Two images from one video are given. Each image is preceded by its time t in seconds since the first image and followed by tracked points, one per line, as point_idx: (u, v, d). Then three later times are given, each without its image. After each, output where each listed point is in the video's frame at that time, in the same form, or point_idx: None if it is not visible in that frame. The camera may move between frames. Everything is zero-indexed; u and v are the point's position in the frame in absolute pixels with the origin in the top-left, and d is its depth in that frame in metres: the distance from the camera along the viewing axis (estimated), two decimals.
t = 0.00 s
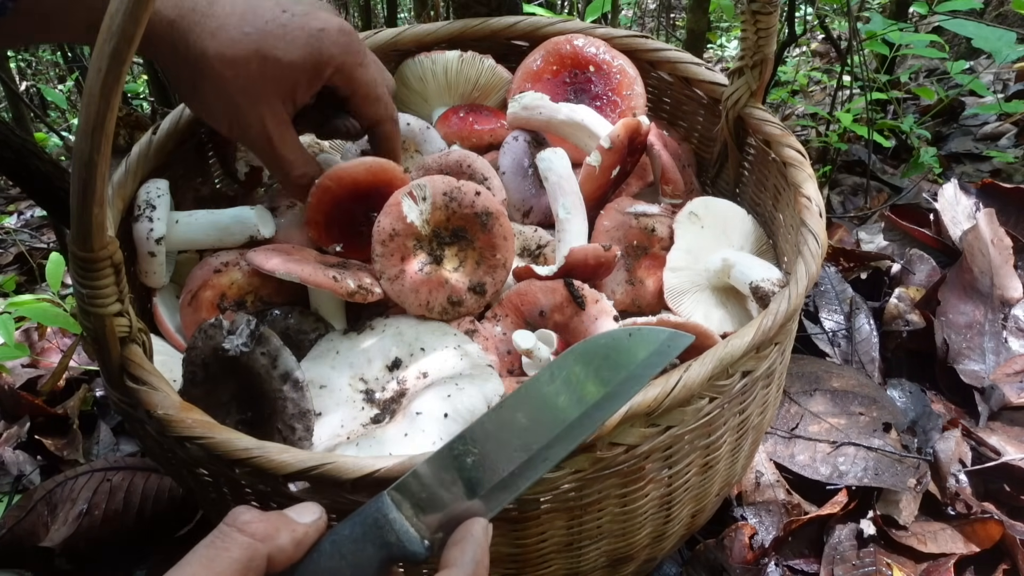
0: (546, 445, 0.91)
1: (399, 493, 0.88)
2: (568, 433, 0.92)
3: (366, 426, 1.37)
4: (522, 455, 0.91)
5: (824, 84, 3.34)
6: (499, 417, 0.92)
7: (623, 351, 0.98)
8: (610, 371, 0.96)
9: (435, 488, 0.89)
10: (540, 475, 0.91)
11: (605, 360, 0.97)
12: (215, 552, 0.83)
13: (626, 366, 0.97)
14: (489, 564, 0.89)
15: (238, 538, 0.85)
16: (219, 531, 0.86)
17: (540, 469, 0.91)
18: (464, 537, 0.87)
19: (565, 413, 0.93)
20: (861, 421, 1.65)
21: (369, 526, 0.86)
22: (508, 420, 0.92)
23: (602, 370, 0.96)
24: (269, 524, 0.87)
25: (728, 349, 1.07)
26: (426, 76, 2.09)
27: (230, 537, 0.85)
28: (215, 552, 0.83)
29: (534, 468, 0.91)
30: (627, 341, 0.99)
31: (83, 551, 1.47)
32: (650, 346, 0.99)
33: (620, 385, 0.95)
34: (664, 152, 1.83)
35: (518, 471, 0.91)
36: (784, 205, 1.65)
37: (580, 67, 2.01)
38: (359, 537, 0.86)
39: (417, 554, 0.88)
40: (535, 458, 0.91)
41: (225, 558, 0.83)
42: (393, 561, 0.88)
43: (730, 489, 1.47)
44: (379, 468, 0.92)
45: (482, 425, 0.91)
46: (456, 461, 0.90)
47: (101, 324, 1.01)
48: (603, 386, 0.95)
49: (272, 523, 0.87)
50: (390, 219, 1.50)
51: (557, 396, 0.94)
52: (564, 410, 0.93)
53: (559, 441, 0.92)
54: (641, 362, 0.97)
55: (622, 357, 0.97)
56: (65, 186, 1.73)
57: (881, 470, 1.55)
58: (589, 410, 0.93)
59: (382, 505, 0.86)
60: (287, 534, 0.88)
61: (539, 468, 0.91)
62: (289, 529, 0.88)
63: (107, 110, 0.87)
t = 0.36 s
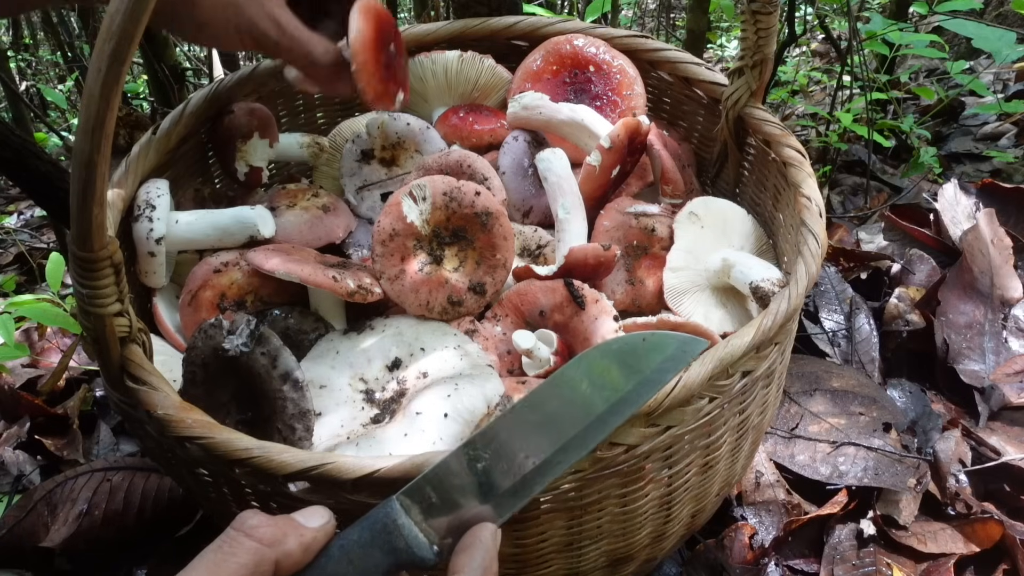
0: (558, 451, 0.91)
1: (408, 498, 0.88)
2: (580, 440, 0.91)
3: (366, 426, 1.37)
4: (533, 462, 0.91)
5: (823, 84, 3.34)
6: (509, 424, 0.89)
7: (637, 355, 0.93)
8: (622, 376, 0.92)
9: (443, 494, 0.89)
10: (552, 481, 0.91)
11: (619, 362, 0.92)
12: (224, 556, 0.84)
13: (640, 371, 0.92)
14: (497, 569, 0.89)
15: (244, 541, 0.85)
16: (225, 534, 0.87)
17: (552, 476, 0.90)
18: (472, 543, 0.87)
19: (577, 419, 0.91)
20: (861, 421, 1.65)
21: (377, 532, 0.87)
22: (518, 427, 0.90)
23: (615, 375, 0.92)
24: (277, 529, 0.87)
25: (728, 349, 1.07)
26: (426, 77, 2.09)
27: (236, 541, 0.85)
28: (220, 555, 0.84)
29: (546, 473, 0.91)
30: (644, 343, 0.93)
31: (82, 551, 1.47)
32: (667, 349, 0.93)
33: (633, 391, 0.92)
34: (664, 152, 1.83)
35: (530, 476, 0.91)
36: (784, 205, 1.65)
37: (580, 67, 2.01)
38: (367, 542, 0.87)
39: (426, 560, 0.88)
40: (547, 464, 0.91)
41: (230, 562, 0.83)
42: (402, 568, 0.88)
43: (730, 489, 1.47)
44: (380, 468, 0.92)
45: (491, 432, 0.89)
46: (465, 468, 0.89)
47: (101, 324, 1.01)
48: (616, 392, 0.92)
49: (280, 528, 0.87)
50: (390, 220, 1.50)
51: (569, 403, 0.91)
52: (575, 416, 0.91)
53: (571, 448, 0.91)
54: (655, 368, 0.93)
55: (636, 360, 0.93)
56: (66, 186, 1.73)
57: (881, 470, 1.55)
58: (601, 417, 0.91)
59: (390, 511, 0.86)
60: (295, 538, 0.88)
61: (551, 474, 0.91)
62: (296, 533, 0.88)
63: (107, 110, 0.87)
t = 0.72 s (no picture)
0: (549, 446, 0.92)
1: (399, 495, 0.88)
2: (572, 436, 0.92)
3: (366, 426, 1.37)
4: (525, 458, 0.92)
5: (823, 84, 3.34)
6: (503, 419, 0.92)
7: (627, 351, 0.97)
8: (613, 372, 0.96)
9: (437, 491, 0.90)
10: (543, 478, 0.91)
11: (611, 360, 0.97)
12: (214, 555, 0.83)
13: (630, 369, 0.96)
14: (490, 566, 0.89)
15: (235, 539, 0.85)
16: (216, 532, 0.87)
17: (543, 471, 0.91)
18: (465, 541, 0.87)
19: (570, 415, 0.93)
20: (861, 421, 1.65)
21: (370, 529, 0.87)
22: (512, 422, 0.92)
23: (606, 372, 0.96)
24: (269, 527, 0.87)
25: (728, 350, 1.07)
26: (426, 76, 2.09)
27: (227, 539, 0.85)
28: (217, 554, 0.84)
29: (538, 470, 0.91)
30: (634, 343, 0.98)
31: (82, 551, 1.47)
32: (654, 349, 0.98)
33: (624, 387, 0.95)
34: (664, 152, 1.83)
35: (522, 473, 0.91)
36: (784, 205, 1.65)
37: (580, 67, 2.01)
38: (359, 539, 0.87)
39: (417, 557, 0.89)
40: (539, 460, 0.91)
41: (223, 562, 0.83)
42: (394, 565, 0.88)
43: (730, 489, 1.47)
44: (380, 468, 0.92)
45: (485, 427, 0.91)
46: (458, 464, 0.90)
47: (101, 324, 1.01)
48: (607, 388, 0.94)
49: (271, 527, 0.87)
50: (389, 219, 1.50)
51: (561, 397, 0.94)
52: (568, 411, 0.93)
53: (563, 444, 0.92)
54: (645, 365, 0.96)
55: (626, 358, 0.97)
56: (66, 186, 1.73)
57: (881, 470, 1.55)
58: (593, 412, 0.93)
59: (383, 509, 0.87)
60: (287, 538, 0.88)
61: (542, 470, 0.91)
62: (288, 532, 0.88)
63: (107, 109, 0.87)
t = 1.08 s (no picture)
0: (545, 443, 0.91)
1: (399, 492, 0.88)
2: (568, 433, 0.91)
3: (366, 426, 1.37)
4: (522, 455, 0.91)
5: (823, 84, 3.34)
6: (499, 418, 0.91)
7: (626, 347, 0.96)
8: (612, 368, 0.95)
9: (436, 488, 0.90)
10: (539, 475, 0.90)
11: (608, 355, 0.96)
12: (214, 551, 0.84)
13: (629, 364, 0.95)
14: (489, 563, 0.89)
15: (238, 539, 0.86)
16: (215, 530, 0.87)
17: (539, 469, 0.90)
18: (464, 537, 0.88)
19: (566, 411, 0.92)
20: (861, 421, 1.65)
21: (369, 526, 0.87)
22: (508, 420, 0.91)
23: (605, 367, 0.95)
24: (269, 524, 0.87)
25: (728, 349, 1.07)
26: (426, 76, 2.09)
27: (229, 538, 0.86)
28: (219, 553, 0.84)
29: (535, 467, 0.90)
30: (632, 338, 0.97)
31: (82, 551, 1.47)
32: (652, 345, 0.97)
33: (623, 382, 0.94)
34: (664, 152, 1.83)
35: (519, 470, 0.91)
36: (784, 205, 1.65)
37: (580, 67, 2.01)
38: (359, 536, 0.88)
39: (417, 554, 0.89)
40: (535, 457, 0.91)
41: (222, 558, 0.84)
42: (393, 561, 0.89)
43: (730, 489, 1.47)
44: (380, 468, 0.92)
45: (482, 425, 0.91)
46: (456, 461, 0.90)
47: (101, 324, 1.01)
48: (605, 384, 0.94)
49: (271, 523, 0.87)
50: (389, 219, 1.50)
51: (558, 394, 0.93)
52: (564, 408, 0.92)
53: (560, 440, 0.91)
54: (643, 360, 0.96)
55: (624, 354, 0.96)
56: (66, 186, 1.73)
57: (881, 470, 1.55)
58: (591, 408, 0.92)
59: (382, 505, 0.87)
60: (287, 534, 0.88)
61: (539, 467, 0.90)
62: (288, 529, 0.88)
63: (107, 110, 0.87)
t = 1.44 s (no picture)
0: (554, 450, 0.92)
1: (405, 496, 0.88)
2: (577, 439, 0.92)
3: (366, 426, 1.38)
4: (530, 461, 0.92)
5: (823, 84, 3.34)
6: (508, 424, 0.91)
7: (635, 355, 0.96)
8: (620, 375, 0.95)
9: (442, 492, 0.90)
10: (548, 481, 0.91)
11: (617, 361, 0.95)
12: (223, 554, 0.84)
13: (637, 372, 0.95)
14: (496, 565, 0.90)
15: (243, 541, 0.86)
16: (224, 532, 0.87)
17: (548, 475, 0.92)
18: (471, 542, 0.88)
19: (575, 418, 0.93)
20: (861, 421, 1.65)
21: (376, 530, 0.88)
22: (516, 426, 0.91)
23: (613, 374, 0.95)
24: (276, 527, 0.87)
25: (728, 349, 1.07)
26: (426, 76, 2.09)
27: (236, 540, 0.86)
28: (223, 555, 0.84)
29: (542, 472, 0.92)
30: (640, 345, 0.97)
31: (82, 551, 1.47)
32: (661, 352, 0.96)
33: (629, 390, 0.94)
34: (664, 152, 1.83)
35: (527, 475, 0.92)
36: (784, 205, 1.65)
37: (580, 67, 2.01)
38: (365, 540, 0.88)
39: (423, 558, 0.89)
40: (544, 463, 0.92)
41: (231, 560, 0.84)
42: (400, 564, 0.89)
43: (730, 489, 1.47)
44: (379, 468, 0.92)
45: (490, 431, 0.90)
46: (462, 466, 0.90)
47: (101, 324, 1.01)
48: (613, 391, 0.94)
49: (278, 526, 0.87)
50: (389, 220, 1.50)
51: (567, 401, 0.93)
52: (573, 415, 0.93)
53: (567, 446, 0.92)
54: (652, 368, 0.95)
55: (632, 361, 0.96)
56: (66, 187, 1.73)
57: (881, 470, 1.55)
58: (599, 415, 0.93)
59: (388, 509, 0.87)
60: (294, 537, 0.88)
61: (547, 473, 0.92)
62: (295, 532, 0.88)
63: (106, 110, 0.87)
